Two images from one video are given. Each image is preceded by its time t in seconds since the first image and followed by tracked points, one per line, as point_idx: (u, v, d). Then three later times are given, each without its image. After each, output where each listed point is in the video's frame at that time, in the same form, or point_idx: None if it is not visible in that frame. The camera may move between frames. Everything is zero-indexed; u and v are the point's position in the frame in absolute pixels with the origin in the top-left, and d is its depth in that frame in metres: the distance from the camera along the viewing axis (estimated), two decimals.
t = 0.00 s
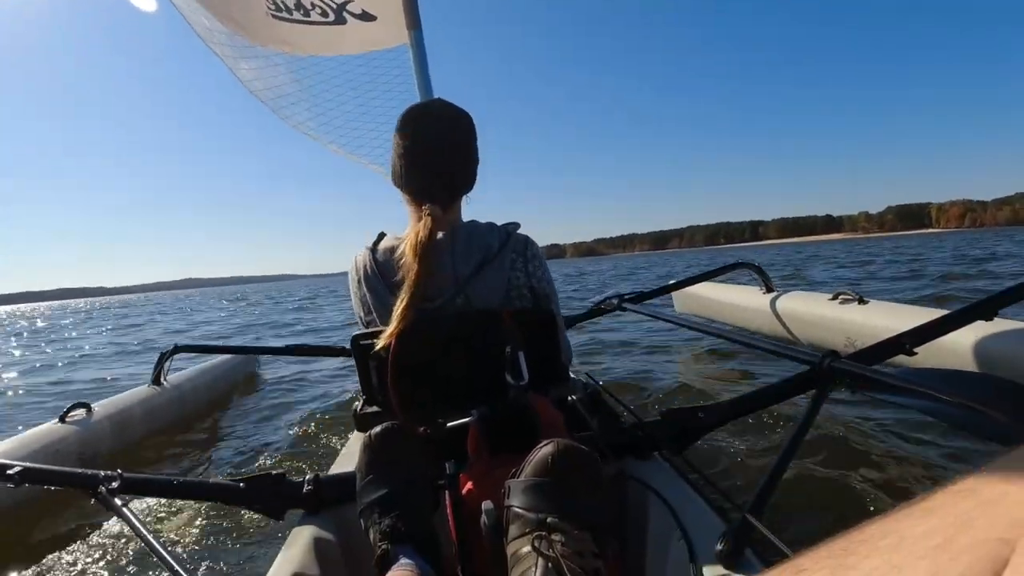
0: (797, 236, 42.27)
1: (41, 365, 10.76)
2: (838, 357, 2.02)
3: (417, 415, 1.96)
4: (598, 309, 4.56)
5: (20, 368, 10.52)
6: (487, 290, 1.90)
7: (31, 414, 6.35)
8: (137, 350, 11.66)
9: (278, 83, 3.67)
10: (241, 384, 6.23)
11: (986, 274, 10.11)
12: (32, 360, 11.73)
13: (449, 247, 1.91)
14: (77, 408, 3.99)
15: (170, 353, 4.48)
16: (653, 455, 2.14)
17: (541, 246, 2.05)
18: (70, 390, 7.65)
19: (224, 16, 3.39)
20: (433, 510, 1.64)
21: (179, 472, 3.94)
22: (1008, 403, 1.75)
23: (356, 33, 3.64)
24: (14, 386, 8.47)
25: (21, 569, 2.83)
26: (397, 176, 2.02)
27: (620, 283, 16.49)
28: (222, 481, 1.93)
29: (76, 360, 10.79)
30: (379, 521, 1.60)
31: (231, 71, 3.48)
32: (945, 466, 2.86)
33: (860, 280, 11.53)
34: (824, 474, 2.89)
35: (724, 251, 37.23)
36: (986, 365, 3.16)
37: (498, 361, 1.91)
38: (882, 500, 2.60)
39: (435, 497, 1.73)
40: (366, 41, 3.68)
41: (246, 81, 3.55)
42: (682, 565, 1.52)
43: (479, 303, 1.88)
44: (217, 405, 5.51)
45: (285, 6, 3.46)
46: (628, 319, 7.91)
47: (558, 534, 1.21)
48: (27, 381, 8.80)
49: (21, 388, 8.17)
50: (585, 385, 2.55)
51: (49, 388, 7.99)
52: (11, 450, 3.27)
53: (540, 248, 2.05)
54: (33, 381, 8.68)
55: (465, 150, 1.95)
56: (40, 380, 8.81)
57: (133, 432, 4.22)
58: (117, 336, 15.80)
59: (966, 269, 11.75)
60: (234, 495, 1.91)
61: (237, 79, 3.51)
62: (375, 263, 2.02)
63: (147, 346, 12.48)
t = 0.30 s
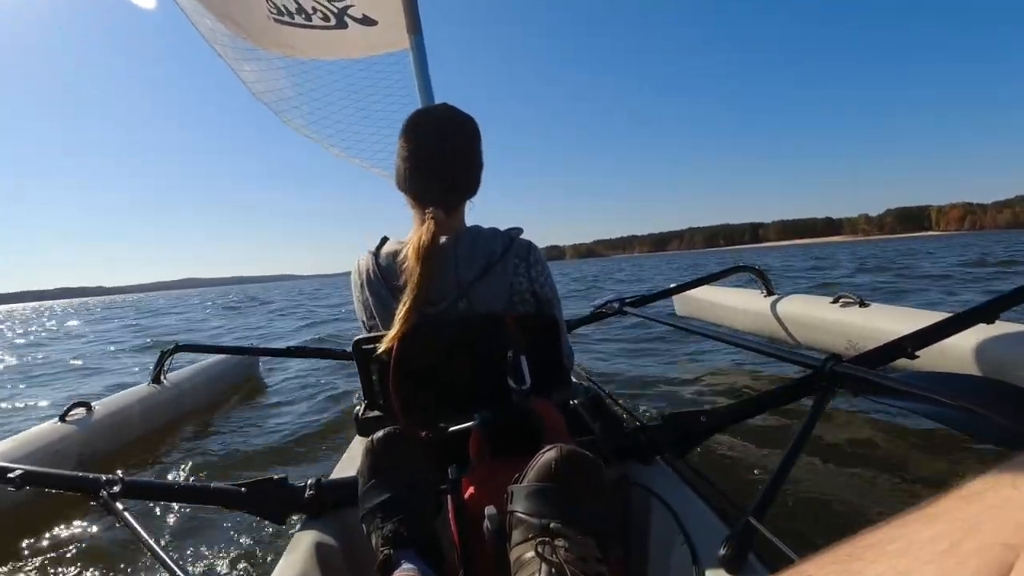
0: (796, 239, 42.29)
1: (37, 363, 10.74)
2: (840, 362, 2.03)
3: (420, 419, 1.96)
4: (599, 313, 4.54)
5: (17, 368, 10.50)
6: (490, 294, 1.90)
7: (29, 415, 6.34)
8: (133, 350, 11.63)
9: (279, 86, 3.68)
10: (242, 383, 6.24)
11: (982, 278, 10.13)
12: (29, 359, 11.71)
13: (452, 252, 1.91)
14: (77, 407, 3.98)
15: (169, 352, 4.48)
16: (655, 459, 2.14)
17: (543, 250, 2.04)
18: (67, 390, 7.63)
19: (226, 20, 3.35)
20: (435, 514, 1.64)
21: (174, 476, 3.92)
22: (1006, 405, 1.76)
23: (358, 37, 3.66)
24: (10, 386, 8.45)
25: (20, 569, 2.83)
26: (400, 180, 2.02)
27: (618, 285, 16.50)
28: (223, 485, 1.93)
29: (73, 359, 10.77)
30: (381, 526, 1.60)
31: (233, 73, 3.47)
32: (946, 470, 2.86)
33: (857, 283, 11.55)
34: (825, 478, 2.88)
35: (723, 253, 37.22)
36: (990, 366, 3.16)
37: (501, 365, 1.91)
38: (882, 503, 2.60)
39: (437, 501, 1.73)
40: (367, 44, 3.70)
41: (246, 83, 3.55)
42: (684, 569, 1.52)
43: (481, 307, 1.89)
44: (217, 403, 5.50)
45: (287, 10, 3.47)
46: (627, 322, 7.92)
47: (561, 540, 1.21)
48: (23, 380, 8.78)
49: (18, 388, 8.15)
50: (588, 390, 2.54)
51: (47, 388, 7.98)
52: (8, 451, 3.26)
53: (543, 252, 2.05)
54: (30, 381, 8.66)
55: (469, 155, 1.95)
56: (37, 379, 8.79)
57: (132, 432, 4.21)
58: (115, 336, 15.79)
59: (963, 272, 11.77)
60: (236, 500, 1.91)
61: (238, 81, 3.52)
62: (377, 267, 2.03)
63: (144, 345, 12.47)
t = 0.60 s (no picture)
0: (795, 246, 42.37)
1: (34, 364, 10.71)
2: (837, 369, 2.04)
3: (418, 419, 1.96)
4: (598, 317, 4.54)
5: (14, 368, 10.47)
6: (491, 296, 1.90)
7: (24, 413, 6.32)
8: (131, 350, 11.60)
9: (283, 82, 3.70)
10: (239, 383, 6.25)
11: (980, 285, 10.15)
12: (25, 360, 11.68)
13: (452, 253, 1.91)
14: (73, 404, 3.97)
15: (167, 350, 4.47)
16: (652, 464, 2.14)
17: (544, 254, 2.05)
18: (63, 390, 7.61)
19: (229, 14, 3.40)
20: (431, 515, 1.64)
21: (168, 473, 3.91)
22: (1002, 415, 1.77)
23: (360, 38, 3.65)
24: (6, 386, 8.42)
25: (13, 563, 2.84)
26: (403, 180, 2.03)
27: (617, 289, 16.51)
28: (219, 482, 1.92)
29: (70, 360, 10.74)
30: (376, 526, 1.60)
31: (236, 68, 3.51)
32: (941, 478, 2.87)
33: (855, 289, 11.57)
34: (820, 485, 2.89)
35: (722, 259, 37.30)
36: (986, 377, 3.18)
37: (500, 367, 1.91)
38: (877, 510, 2.61)
39: (433, 502, 1.72)
40: (368, 44, 3.69)
41: (251, 78, 3.58)
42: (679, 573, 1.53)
43: (481, 309, 1.89)
44: (214, 404, 5.50)
45: (290, 7, 3.47)
46: (625, 326, 7.92)
47: (557, 542, 1.20)
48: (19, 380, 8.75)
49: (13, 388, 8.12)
50: (585, 393, 2.55)
51: (43, 388, 7.96)
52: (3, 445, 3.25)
53: (544, 256, 2.05)
54: (26, 381, 8.65)
55: (471, 157, 1.95)
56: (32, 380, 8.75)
57: (128, 430, 4.21)
58: (112, 336, 15.75)
59: (962, 279, 11.79)
60: (231, 498, 1.90)
61: (243, 76, 3.55)
62: (378, 266, 2.03)
63: (142, 346, 12.45)
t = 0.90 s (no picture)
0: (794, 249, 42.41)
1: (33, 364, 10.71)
2: (833, 372, 2.04)
3: (414, 418, 1.96)
4: (595, 319, 4.55)
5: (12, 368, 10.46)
6: (488, 295, 1.91)
7: (20, 411, 6.31)
8: (130, 350, 11.61)
9: (286, 81, 3.72)
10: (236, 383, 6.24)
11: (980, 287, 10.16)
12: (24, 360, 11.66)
13: (451, 252, 1.91)
14: (70, 404, 3.97)
15: (163, 349, 4.46)
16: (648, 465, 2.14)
17: (542, 254, 2.05)
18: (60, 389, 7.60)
19: (231, 11, 3.41)
20: (426, 513, 1.64)
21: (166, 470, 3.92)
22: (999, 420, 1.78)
23: (362, 37, 3.65)
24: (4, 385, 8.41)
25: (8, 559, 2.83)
26: (402, 178, 2.03)
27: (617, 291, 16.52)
28: (214, 480, 1.92)
29: (69, 360, 10.74)
30: (371, 523, 1.60)
31: (239, 66, 3.53)
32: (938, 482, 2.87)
33: (854, 292, 11.59)
34: (817, 487, 2.89)
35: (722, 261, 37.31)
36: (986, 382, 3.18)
37: (497, 366, 1.92)
38: (873, 514, 2.61)
39: (428, 500, 1.72)
40: (370, 44, 3.70)
41: (254, 77, 3.61)
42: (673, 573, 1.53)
43: (479, 308, 1.89)
44: (210, 404, 5.48)
45: (293, 5, 3.47)
46: (623, 328, 7.92)
47: (551, 538, 1.20)
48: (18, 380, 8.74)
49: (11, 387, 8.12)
50: (582, 394, 2.55)
51: (40, 387, 7.95)
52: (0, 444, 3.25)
53: (542, 257, 2.06)
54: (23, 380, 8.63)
55: (470, 155, 1.95)
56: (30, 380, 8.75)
57: (125, 429, 4.21)
58: (111, 335, 15.75)
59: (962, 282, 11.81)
60: (226, 494, 1.91)
61: (245, 74, 3.58)
62: (376, 265, 2.03)
63: (141, 345, 12.45)
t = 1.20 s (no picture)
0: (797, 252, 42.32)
1: (36, 368, 10.72)
2: (833, 377, 2.03)
3: (413, 424, 1.96)
4: (595, 324, 4.54)
5: (15, 372, 10.48)
6: (487, 301, 1.91)
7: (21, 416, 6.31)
8: (132, 354, 11.61)
9: (283, 91, 3.71)
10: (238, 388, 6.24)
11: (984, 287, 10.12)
12: (26, 363, 11.67)
13: (450, 258, 1.92)
14: (72, 410, 3.98)
15: (166, 355, 4.46)
16: (647, 471, 2.13)
17: (541, 260, 2.06)
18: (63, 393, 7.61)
19: (231, 21, 3.44)
20: (423, 519, 1.63)
21: (167, 477, 3.91)
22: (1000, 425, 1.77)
23: (363, 43, 3.67)
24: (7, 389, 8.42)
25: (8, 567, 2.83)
26: (401, 184, 2.03)
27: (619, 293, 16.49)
28: (213, 486, 1.92)
29: (71, 364, 10.73)
30: (369, 529, 1.60)
31: (235, 76, 3.54)
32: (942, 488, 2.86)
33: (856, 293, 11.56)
34: (819, 494, 2.88)
35: (722, 265, 37.33)
36: (987, 386, 3.17)
37: (495, 372, 1.92)
38: (875, 520, 2.60)
39: (426, 507, 1.72)
40: (369, 51, 3.73)
41: (250, 87, 3.60)
42: None
43: (477, 314, 1.90)
44: (212, 409, 5.48)
45: (293, 13, 3.50)
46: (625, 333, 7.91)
47: (546, 543, 1.20)
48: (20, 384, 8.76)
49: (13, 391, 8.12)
50: (582, 400, 2.55)
51: (41, 392, 7.95)
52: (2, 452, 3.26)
53: (540, 263, 2.06)
54: (24, 384, 8.64)
55: (469, 161, 1.96)
56: (33, 383, 8.76)
57: (128, 436, 4.21)
58: (114, 338, 15.76)
59: (965, 283, 11.78)
60: (225, 500, 1.90)
61: (241, 85, 3.57)
62: (375, 271, 2.03)
63: (143, 349, 12.46)
